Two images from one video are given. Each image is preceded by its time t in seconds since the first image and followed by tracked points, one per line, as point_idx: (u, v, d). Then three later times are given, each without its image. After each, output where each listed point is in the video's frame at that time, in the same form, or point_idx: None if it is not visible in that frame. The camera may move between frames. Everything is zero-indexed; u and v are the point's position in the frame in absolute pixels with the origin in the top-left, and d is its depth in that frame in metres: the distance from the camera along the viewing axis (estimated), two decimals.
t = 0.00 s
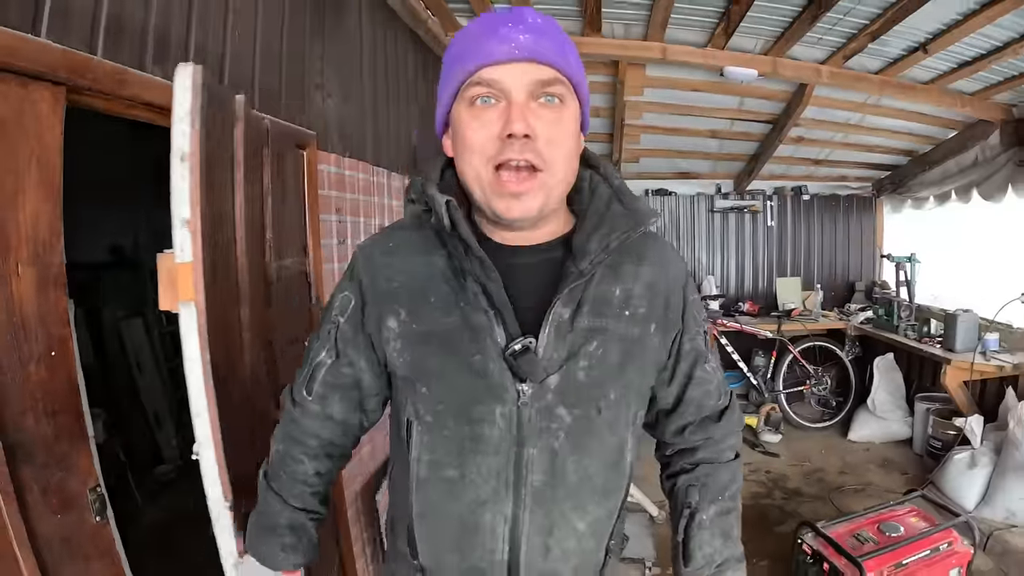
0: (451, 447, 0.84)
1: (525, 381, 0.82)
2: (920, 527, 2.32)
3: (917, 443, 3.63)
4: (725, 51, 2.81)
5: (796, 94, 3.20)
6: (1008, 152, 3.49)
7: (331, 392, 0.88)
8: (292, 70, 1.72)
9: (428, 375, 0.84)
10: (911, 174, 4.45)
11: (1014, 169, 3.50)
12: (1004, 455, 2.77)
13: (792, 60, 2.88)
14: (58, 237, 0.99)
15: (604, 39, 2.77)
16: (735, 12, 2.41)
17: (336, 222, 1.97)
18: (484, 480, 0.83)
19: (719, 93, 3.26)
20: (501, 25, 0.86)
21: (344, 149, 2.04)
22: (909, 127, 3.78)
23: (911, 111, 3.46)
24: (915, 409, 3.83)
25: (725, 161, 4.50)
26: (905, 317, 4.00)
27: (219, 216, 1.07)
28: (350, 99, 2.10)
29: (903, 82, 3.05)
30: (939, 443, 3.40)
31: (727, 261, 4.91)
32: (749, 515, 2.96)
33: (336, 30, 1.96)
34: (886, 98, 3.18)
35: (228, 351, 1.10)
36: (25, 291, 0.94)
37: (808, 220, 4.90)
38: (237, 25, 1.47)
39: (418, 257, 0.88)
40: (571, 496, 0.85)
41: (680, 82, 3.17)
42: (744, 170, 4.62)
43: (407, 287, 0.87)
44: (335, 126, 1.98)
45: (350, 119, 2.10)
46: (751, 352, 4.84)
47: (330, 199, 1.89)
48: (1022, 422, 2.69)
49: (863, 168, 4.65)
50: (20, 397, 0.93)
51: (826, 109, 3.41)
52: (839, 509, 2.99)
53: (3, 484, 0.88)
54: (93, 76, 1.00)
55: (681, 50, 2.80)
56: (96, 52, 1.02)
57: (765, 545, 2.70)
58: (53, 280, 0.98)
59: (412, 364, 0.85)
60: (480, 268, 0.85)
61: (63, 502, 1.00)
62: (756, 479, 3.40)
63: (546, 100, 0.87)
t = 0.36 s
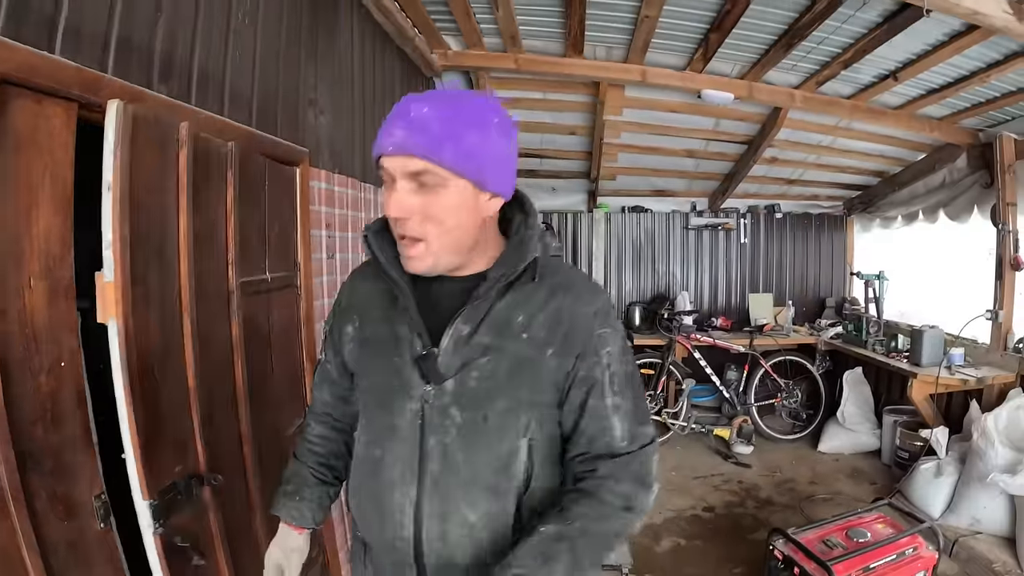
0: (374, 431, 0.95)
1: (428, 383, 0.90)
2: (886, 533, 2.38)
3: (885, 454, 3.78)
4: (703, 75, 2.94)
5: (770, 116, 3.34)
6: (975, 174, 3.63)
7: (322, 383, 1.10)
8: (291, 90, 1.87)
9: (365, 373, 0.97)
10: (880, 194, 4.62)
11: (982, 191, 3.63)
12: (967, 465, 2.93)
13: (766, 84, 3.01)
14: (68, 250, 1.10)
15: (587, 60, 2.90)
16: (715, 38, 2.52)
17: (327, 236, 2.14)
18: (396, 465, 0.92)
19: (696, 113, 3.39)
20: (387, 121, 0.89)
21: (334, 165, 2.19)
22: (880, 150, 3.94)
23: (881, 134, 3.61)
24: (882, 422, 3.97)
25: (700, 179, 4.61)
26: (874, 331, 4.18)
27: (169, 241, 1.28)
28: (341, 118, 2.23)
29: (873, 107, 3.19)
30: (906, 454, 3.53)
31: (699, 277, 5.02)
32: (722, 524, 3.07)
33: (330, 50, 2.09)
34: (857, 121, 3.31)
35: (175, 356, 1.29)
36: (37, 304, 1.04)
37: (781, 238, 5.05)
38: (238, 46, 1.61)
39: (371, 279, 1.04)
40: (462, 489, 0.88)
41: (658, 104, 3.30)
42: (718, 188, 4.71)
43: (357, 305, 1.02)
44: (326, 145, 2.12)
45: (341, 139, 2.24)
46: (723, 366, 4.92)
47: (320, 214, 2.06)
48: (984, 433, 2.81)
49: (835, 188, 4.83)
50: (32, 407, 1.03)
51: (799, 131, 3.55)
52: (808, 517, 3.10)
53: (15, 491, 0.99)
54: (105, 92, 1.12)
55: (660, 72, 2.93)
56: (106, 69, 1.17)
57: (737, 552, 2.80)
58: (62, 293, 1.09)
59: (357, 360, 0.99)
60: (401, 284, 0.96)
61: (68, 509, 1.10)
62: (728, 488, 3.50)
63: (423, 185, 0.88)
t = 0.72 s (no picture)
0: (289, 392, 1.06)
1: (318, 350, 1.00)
2: (886, 532, 2.40)
3: (885, 455, 3.80)
4: (705, 79, 2.97)
5: (771, 120, 3.37)
6: (973, 177, 3.67)
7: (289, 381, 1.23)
8: (300, 93, 1.90)
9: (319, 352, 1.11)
10: (878, 197, 4.66)
11: (980, 195, 3.70)
12: (966, 465, 2.96)
13: (768, 88, 3.04)
14: (87, 250, 1.12)
15: (590, 64, 2.93)
16: (717, 43, 2.54)
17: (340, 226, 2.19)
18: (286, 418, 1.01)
19: (698, 117, 3.42)
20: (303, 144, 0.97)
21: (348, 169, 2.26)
22: (881, 153, 3.97)
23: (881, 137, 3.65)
24: (882, 423, 4.00)
25: (701, 182, 4.65)
26: (873, 334, 4.18)
27: (156, 243, 1.31)
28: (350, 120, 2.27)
29: (873, 111, 3.22)
30: (905, 454, 3.56)
31: (700, 279, 5.06)
32: (724, 524, 3.08)
33: (337, 52, 2.11)
34: (858, 125, 3.35)
35: (162, 356, 1.33)
36: (54, 304, 1.07)
37: (781, 240, 5.08)
38: (250, 49, 1.64)
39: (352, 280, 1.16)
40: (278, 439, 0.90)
41: (660, 107, 3.33)
42: (718, 191, 4.76)
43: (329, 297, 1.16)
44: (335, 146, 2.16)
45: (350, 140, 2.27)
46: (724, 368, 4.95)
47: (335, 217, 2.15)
48: (982, 434, 2.85)
49: (835, 191, 4.86)
50: (49, 406, 1.06)
51: (799, 134, 3.58)
52: (809, 517, 3.12)
53: (33, 490, 1.01)
54: (122, 95, 1.16)
55: (663, 76, 2.95)
56: (123, 72, 1.20)
57: (739, 551, 2.82)
58: (80, 293, 1.11)
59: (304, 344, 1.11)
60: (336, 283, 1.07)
61: (84, 508, 1.12)
62: (729, 489, 3.53)
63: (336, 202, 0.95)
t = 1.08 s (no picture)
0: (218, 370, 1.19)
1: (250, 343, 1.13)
2: (888, 531, 2.39)
3: (886, 453, 3.81)
4: (706, 78, 2.97)
5: (772, 118, 3.37)
6: (974, 176, 3.67)
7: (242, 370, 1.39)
8: (301, 90, 1.90)
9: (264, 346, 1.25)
10: (880, 196, 4.67)
11: (981, 193, 3.70)
12: (966, 464, 2.97)
13: (769, 87, 3.04)
14: (88, 246, 1.13)
15: (591, 62, 2.93)
16: (718, 41, 2.54)
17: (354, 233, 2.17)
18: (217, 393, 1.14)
19: (699, 116, 3.42)
20: (273, 130, 1.11)
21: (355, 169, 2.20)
22: (882, 151, 3.97)
23: (880, 136, 3.65)
24: (883, 422, 4.00)
25: (702, 181, 4.66)
26: (874, 332, 4.22)
27: (157, 240, 1.31)
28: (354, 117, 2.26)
29: (874, 109, 3.23)
30: (906, 453, 3.56)
31: (701, 278, 5.05)
32: (725, 522, 3.09)
33: (339, 48, 2.11)
34: (859, 124, 3.36)
35: (162, 352, 1.33)
36: (55, 299, 1.07)
37: (781, 239, 5.08)
38: (251, 47, 1.64)
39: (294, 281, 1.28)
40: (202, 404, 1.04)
41: (661, 106, 3.34)
42: (720, 190, 4.77)
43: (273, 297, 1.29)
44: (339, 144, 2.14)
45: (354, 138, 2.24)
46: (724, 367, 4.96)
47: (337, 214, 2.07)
48: (983, 433, 2.85)
49: (836, 190, 4.87)
50: (49, 402, 1.06)
51: (800, 133, 3.58)
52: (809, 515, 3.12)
53: (33, 486, 1.01)
54: (123, 91, 1.16)
55: (664, 75, 2.95)
56: (125, 70, 1.20)
57: (740, 550, 2.82)
58: (81, 288, 1.12)
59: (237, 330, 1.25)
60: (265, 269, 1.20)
61: (84, 505, 1.13)
62: (730, 488, 3.53)
63: (306, 183, 1.12)
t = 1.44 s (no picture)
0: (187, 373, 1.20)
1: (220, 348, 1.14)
2: (884, 529, 2.39)
3: (884, 452, 3.81)
4: (703, 75, 2.97)
5: (769, 116, 3.36)
6: (972, 174, 3.67)
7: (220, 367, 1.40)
8: (295, 87, 1.89)
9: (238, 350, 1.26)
10: (878, 194, 4.67)
11: (979, 191, 3.68)
12: (964, 462, 2.96)
13: (766, 85, 3.03)
14: (80, 241, 1.13)
15: (587, 60, 2.93)
16: (715, 39, 2.54)
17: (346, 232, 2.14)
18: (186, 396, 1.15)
19: (697, 114, 3.42)
20: (246, 125, 1.11)
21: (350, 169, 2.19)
22: (880, 150, 3.96)
23: (878, 134, 3.64)
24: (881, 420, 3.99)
25: (700, 179, 4.66)
26: (872, 330, 4.18)
27: (147, 237, 1.31)
28: (350, 115, 2.25)
29: (872, 107, 3.22)
30: (904, 452, 3.55)
31: (699, 277, 5.04)
32: (722, 520, 3.08)
33: (333, 45, 2.11)
34: (856, 122, 3.35)
35: (153, 347, 1.33)
36: (46, 295, 1.07)
37: (780, 237, 5.07)
38: (245, 44, 1.64)
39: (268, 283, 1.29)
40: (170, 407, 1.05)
41: (659, 104, 3.33)
42: (718, 188, 4.77)
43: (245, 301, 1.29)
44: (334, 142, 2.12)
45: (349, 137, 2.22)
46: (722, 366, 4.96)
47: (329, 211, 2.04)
48: (981, 431, 2.84)
49: (834, 188, 4.87)
50: (40, 396, 1.06)
51: (798, 131, 3.58)
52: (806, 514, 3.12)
53: (23, 480, 1.01)
54: (115, 88, 1.16)
55: (660, 73, 2.95)
56: (117, 67, 1.20)
57: (736, 548, 2.82)
58: (73, 284, 1.12)
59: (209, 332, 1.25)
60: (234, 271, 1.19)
61: (75, 498, 1.13)
62: (727, 486, 3.52)
63: (277, 180, 1.12)
